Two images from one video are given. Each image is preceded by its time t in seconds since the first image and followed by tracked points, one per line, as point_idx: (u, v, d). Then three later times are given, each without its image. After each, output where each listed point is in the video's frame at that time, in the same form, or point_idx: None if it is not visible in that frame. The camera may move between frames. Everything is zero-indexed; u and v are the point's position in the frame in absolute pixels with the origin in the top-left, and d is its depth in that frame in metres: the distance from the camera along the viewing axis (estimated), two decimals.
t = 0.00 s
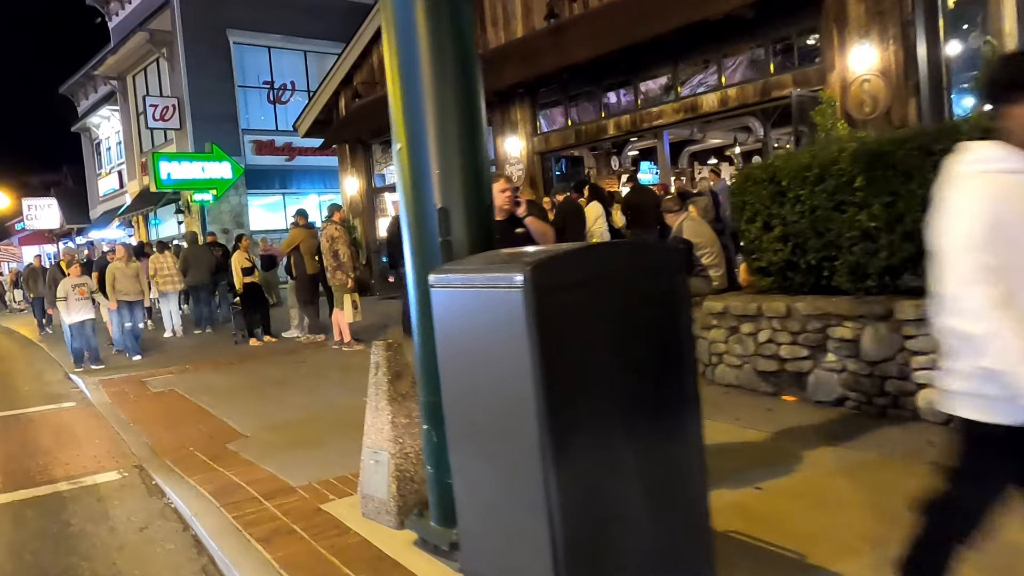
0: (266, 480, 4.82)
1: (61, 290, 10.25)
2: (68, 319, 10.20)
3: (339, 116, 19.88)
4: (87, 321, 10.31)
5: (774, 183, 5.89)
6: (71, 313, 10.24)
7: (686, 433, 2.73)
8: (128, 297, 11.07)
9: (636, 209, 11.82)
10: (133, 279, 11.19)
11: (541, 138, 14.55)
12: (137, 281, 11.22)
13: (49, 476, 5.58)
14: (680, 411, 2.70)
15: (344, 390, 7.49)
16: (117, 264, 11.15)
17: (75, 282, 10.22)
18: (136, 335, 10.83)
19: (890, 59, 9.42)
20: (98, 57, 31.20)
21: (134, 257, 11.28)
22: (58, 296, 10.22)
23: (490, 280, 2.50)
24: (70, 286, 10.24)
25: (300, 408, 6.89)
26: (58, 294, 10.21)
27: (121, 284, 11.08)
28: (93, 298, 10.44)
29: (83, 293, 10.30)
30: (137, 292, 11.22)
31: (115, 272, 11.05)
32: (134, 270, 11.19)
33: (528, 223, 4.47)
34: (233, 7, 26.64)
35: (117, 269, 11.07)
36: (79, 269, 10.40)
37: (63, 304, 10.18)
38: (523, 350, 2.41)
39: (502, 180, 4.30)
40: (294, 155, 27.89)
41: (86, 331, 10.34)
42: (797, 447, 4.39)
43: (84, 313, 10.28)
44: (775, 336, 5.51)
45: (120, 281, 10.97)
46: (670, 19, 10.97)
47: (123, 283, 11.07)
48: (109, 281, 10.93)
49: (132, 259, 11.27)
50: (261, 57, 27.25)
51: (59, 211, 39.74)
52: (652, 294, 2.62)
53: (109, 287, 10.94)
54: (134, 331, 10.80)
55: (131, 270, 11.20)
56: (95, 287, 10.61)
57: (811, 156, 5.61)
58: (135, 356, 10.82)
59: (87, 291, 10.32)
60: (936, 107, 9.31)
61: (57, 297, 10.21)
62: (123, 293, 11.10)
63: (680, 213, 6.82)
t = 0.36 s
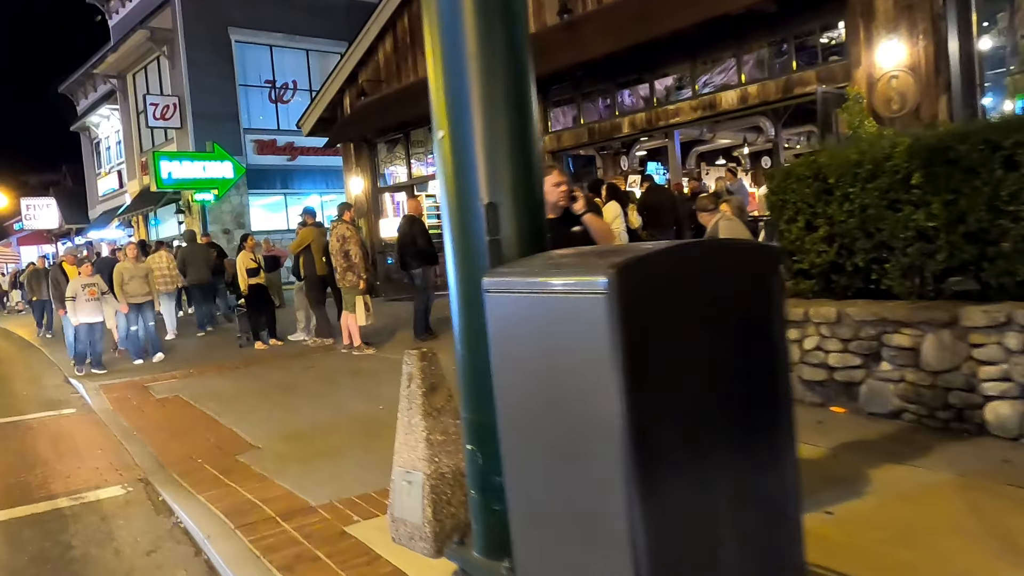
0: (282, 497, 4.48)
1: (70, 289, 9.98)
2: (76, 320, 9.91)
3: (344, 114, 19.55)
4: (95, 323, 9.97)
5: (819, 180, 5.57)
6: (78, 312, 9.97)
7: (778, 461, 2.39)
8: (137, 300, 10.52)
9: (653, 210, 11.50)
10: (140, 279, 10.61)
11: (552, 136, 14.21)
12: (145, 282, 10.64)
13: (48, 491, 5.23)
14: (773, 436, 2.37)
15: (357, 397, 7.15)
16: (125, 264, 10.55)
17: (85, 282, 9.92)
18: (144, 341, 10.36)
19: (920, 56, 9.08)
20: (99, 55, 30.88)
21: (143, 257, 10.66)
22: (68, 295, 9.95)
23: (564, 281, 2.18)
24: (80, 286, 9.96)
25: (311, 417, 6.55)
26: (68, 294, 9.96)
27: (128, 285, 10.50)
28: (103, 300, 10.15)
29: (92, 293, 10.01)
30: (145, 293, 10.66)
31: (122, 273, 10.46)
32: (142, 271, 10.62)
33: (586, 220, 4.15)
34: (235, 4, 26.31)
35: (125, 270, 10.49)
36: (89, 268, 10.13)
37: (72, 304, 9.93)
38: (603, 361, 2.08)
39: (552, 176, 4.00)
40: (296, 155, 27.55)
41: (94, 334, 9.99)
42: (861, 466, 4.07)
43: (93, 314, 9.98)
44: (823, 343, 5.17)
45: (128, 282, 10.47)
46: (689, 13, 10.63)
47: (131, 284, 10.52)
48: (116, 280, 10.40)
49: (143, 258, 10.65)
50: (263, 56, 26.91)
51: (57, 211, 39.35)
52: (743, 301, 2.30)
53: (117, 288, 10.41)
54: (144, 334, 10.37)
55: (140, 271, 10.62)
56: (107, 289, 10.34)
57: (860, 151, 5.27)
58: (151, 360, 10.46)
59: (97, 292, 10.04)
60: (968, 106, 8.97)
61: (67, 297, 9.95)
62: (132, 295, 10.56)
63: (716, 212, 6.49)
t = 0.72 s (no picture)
0: (299, 508, 4.14)
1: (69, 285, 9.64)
2: (78, 317, 9.55)
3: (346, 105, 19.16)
4: (98, 321, 9.64)
5: (868, 162, 5.19)
6: (81, 311, 9.60)
7: (895, 478, 2.07)
8: (148, 293, 10.00)
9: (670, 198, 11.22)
10: (151, 272, 10.12)
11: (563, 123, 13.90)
12: (157, 274, 10.13)
13: (47, 501, 4.88)
14: (889, 448, 2.04)
15: (370, 397, 6.81)
16: (135, 256, 10.08)
17: (85, 277, 9.58)
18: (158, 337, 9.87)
19: (950, 36, 8.62)
20: (94, 48, 30.44)
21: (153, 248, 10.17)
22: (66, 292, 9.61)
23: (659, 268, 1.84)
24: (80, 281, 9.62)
25: (322, 418, 6.20)
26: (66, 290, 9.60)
27: (139, 278, 10.01)
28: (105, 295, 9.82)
29: (93, 289, 9.68)
30: (159, 285, 10.13)
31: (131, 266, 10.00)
32: (153, 264, 10.15)
33: (662, 201, 3.84)
34: None
35: (135, 262, 10.03)
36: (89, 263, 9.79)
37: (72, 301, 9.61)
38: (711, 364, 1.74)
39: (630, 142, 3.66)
40: (295, 148, 27.14)
41: (98, 332, 9.64)
42: (934, 472, 3.72)
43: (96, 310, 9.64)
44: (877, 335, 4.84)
45: (137, 275, 10.00)
46: None
47: (141, 276, 10.02)
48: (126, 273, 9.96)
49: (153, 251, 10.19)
50: (261, 47, 26.48)
51: (54, 206, 39.08)
52: (858, 293, 1.97)
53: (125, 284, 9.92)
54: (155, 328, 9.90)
55: (151, 263, 10.16)
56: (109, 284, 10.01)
57: (912, 131, 4.91)
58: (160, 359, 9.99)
59: (98, 287, 9.71)
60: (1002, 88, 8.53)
61: (65, 293, 9.61)
62: (144, 288, 10.05)
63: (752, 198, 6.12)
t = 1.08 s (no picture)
0: (323, 524, 3.79)
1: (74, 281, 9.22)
2: (82, 314, 9.18)
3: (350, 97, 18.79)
4: (104, 318, 9.31)
5: (929, 148, 4.82)
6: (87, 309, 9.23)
7: None
8: (161, 289, 9.59)
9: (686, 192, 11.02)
10: (164, 267, 9.71)
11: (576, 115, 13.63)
12: (170, 269, 9.74)
13: (47, 514, 4.55)
14: None
15: (387, 398, 6.47)
16: (148, 250, 9.64)
17: (91, 273, 9.17)
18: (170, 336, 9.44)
19: (987, 20, 7.96)
20: (94, 40, 30.04)
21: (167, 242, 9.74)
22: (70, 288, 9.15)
23: (819, 263, 1.52)
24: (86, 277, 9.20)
25: (338, 422, 5.85)
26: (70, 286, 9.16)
27: (149, 274, 9.61)
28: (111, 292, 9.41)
29: (100, 285, 9.27)
30: (172, 281, 9.74)
31: (142, 261, 9.56)
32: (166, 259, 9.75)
33: (791, 179, 3.63)
34: None
35: (148, 256, 9.59)
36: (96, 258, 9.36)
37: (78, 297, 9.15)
38: (896, 379, 1.43)
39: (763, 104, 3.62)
40: (297, 142, 26.75)
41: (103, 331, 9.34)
42: None
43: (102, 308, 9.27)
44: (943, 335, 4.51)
45: (148, 271, 9.59)
46: None
47: (153, 272, 9.61)
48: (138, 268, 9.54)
49: (166, 246, 9.78)
50: (262, 39, 26.08)
51: (53, 201, 38.73)
52: None
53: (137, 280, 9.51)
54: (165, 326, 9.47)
55: (164, 257, 9.75)
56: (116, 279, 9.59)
57: (981, 116, 4.56)
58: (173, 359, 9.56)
59: (105, 283, 9.32)
60: None
61: (69, 289, 9.15)
62: (155, 284, 9.65)
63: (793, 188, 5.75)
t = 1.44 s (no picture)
0: (353, 549, 3.48)
1: (95, 277, 8.78)
2: (101, 311, 8.74)
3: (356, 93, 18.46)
4: (123, 317, 8.89)
5: (1000, 138, 4.49)
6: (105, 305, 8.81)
7: None
8: (175, 287, 9.04)
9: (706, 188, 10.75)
10: (179, 263, 9.16)
11: (590, 110, 13.34)
12: (185, 266, 9.22)
13: (50, 533, 4.22)
14: None
15: (407, 405, 6.14)
16: (160, 246, 9.07)
17: (114, 270, 8.71)
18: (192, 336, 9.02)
19: None
20: (95, 37, 29.68)
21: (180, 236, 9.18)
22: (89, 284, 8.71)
23: (855, 268, 1.54)
24: (106, 273, 8.75)
25: (357, 431, 5.51)
26: (90, 282, 8.73)
27: (165, 270, 9.07)
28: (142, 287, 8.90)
29: (122, 282, 8.81)
30: (186, 278, 9.22)
31: (156, 256, 9.00)
32: (182, 255, 9.20)
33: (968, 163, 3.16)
34: None
35: (160, 252, 9.04)
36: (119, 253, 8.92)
37: (96, 294, 8.74)
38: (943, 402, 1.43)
39: (929, 77, 3.20)
40: (300, 140, 26.44)
41: (122, 331, 8.94)
42: None
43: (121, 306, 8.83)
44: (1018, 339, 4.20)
45: (164, 267, 9.06)
46: None
47: (169, 269, 9.08)
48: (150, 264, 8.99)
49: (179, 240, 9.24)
50: (265, 36, 25.74)
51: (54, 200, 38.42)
52: None
53: (153, 278, 8.94)
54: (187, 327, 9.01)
55: (179, 252, 9.21)
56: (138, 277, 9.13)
57: None
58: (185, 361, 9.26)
59: (128, 281, 8.83)
60: None
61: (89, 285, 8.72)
62: (169, 282, 9.10)
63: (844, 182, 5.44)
